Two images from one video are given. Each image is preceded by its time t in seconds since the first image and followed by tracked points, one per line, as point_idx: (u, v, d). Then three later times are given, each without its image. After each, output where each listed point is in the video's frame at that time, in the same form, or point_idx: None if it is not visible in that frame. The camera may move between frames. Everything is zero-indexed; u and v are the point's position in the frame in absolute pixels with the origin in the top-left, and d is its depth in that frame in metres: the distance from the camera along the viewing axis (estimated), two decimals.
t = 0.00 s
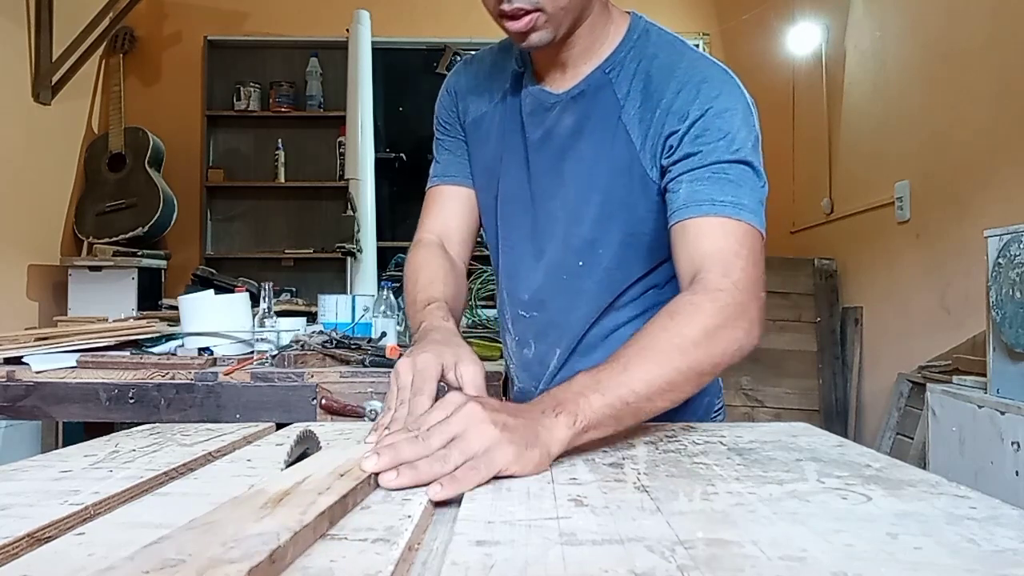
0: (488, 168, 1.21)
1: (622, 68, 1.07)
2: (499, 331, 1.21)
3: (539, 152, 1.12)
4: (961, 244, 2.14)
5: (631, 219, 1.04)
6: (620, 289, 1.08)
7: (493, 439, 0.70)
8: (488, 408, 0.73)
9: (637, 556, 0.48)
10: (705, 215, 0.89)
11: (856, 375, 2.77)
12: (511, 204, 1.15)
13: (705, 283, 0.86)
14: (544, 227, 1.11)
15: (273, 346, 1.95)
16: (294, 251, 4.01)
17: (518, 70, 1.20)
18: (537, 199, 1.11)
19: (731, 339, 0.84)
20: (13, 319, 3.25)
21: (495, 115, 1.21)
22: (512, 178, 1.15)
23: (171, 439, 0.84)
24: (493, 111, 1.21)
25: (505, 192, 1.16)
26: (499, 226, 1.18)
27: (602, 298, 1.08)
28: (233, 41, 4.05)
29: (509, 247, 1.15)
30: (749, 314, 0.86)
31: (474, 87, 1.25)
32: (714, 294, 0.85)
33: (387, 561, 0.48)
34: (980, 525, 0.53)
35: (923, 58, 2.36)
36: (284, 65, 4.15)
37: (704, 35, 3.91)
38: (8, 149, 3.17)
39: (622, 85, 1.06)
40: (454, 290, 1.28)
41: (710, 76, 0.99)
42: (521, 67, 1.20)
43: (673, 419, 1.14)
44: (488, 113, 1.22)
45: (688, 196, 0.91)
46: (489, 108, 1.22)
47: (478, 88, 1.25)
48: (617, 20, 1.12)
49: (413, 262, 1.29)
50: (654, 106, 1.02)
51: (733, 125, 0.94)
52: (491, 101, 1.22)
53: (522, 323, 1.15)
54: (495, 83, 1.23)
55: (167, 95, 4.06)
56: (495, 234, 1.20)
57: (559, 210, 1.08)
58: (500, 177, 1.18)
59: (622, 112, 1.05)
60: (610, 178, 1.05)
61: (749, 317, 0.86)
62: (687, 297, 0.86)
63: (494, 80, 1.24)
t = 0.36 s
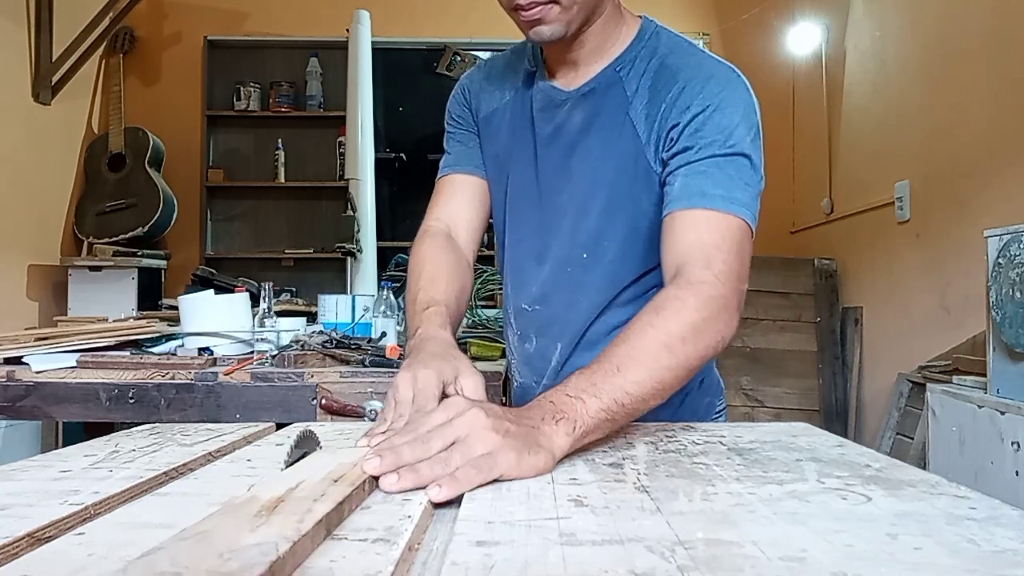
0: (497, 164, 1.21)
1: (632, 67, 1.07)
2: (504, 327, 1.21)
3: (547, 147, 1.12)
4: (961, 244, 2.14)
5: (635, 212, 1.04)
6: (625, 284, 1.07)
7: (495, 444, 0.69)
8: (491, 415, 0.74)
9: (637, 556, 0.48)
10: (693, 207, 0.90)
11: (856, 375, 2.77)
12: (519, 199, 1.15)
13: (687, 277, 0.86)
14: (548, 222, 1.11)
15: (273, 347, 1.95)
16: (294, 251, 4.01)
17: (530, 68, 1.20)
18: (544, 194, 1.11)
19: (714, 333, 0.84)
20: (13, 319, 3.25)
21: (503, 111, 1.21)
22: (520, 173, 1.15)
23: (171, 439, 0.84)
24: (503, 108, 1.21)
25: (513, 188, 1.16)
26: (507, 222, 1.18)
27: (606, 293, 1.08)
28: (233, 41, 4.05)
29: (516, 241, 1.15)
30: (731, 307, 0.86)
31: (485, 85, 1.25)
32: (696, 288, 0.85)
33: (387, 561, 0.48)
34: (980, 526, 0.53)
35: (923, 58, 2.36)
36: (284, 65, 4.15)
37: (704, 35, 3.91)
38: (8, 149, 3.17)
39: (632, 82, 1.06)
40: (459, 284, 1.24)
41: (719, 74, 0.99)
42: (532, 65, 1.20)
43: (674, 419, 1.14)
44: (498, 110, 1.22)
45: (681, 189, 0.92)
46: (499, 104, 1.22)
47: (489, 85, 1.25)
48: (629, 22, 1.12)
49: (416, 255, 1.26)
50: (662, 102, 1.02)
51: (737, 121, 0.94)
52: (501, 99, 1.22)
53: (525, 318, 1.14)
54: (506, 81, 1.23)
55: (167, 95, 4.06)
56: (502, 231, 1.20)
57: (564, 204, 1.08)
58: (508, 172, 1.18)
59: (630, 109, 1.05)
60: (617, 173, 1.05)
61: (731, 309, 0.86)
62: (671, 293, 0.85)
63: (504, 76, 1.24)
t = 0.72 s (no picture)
0: (504, 163, 1.21)
1: (635, 63, 1.07)
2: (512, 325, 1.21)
3: (550, 143, 1.12)
4: (961, 244, 2.14)
5: (636, 204, 1.04)
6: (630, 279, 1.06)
7: (495, 444, 0.70)
8: (490, 417, 0.74)
9: (637, 556, 0.48)
10: (688, 191, 0.90)
11: (856, 375, 2.77)
12: (524, 195, 1.15)
13: (677, 262, 0.86)
14: (551, 216, 1.11)
15: (273, 346, 1.95)
16: (294, 251, 4.01)
17: (537, 69, 1.20)
18: (548, 189, 1.12)
19: (704, 317, 0.84)
20: (13, 319, 3.25)
21: (510, 109, 1.21)
22: (524, 169, 1.16)
23: (171, 439, 0.84)
24: (511, 108, 1.21)
25: (518, 185, 1.17)
26: (513, 218, 1.18)
27: (610, 286, 1.07)
28: (233, 41, 4.05)
29: (522, 237, 1.15)
30: (720, 288, 0.86)
31: (494, 86, 1.26)
32: (685, 271, 0.85)
33: (387, 561, 0.48)
34: (980, 526, 0.53)
35: (923, 58, 2.36)
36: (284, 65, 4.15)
37: (704, 35, 3.91)
38: (8, 148, 3.17)
39: (635, 78, 1.06)
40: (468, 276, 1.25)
41: (721, 66, 0.98)
42: (540, 64, 1.20)
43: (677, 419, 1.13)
44: (505, 110, 1.22)
45: (676, 174, 0.92)
46: (506, 103, 1.22)
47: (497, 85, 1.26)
48: (634, 19, 1.12)
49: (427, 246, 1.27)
50: (663, 95, 1.02)
51: (736, 110, 0.93)
52: (509, 100, 1.22)
53: (531, 313, 1.15)
54: (514, 81, 1.23)
55: (167, 95, 4.06)
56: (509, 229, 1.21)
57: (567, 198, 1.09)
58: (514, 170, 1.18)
59: (633, 103, 1.05)
60: (619, 167, 1.05)
61: (720, 290, 0.86)
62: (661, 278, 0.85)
63: (513, 76, 1.24)
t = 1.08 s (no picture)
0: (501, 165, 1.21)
1: (634, 67, 1.07)
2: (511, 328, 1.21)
3: (548, 146, 1.12)
4: (960, 244, 2.15)
5: (635, 210, 1.04)
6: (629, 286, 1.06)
7: (494, 447, 0.70)
8: (490, 419, 0.74)
9: (637, 556, 0.48)
10: (695, 206, 0.90)
11: (856, 375, 2.77)
12: (521, 199, 1.15)
13: (693, 274, 0.86)
14: (549, 220, 1.11)
15: (273, 347, 1.95)
16: (294, 251, 4.01)
17: (535, 71, 1.20)
18: (545, 193, 1.11)
19: (721, 328, 0.85)
20: (13, 319, 3.25)
21: (508, 111, 1.21)
22: (522, 172, 1.15)
23: (171, 439, 0.84)
24: (509, 109, 1.21)
25: (516, 188, 1.16)
26: (512, 222, 1.18)
27: (609, 291, 1.07)
28: (233, 41, 4.05)
29: (520, 240, 1.15)
30: (738, 302, 0.86)
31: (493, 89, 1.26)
32: (701, 284, 0.85)
33: (387, 561, 0.48)
34: (981, 526, 0.53)
35: (923, 58, 2.36)
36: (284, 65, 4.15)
37: (704, 35, 3.91)
38: (8, 148, 3.17)
39: (634, 83, 1.06)
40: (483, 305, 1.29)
41: (721, 75, 0.98)
42: (538, 67, 1.20)
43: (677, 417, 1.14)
44: (503, 112, 1.22)
45: (685, 189, 0.92)
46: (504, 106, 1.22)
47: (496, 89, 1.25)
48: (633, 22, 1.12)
49: (443, 273, 1.30)
50: (662, 101, 1.01)
51: (737, 119, 0.93)
52: (507, 101, 1.22)
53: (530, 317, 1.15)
54: (513, 83, 1.23)
55: (167, 95, 4.06)
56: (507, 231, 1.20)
57: (565, 202, 1.09)
58: (511, 173, 1.18)
59: (631, 108, 1.05)
60: (617, 171, 1.05)
61: (739, 304, 0.86)
62: (678, 290, 0.86)
63: (512, 79, 1.24)
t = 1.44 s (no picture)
0: (500, 166, 1.20)
1: (639, 68, 1.07)
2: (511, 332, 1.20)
3: (551, 149, 1.11)
4: (961, 244, 2.15)
5: (643, 216, 1.04)
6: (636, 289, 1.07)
7: (496, 447, 0.70)
8: (491, 419, 0.74)
9: (637, 556, 0.48)
10: (706, 218, 0.90)
11: (856, 375, 2.77)
12: (525, 202, 1.14)
13: (700, 287, 0.86)
14: (554, 224, 1.10)
15: (273, 346, 1.95)
16: (294, 251, 4.01)
17: (531, 68, 1.19)
18: (550, 197, 1.11)
19: (724, 340, 0.85)
20: (13, 319, 3.26)
21: (506, 110, 1.19)
22: (524, 175, 1.15)
23: (171, 439, 0.84)
24: (505, 106, 1.20)
25: (518, 190, 1.15)
26: (511, 224, 1.17)
27: (617, 296, 1.08)
28: (233, 41, 4.06)
29: (522, 244, 1.14)
30: (743, 317, 0.86)
31: (485, 81, 1.23)
32: (708, 298, 0.85)
33: (387, 561, 0.48)
34: (981, 526, 0.53)
35: (923, 58, 2.36)
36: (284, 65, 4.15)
37: (703, 35, 3.91)
38: (8, 148, 3.17)
39: (640, 85, 1.06)
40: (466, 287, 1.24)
41: (728, 78, 0.98)
42: (535, 63, 1.18)
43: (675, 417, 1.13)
44: (499, 110, 1.20)
45: (692, 199, 0.92)
46: (501, 104, 1.20)
47: (487, 84, 1.23)
48: (636, 20, 1.11)
49: (421, 259, 1.26)
50: (672, 105, 1.02)
51: (748, 124, 0.94)
52: (502, 98, 1.20)
53: (535, 322, 1.14)
54: (508, 78, 1.21)
55: (167, 95, 4.06)
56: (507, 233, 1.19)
57: (571, 206, 1.08)
58: (513, 175, 1.17)
59: (638, 111, 1.05)
60: (624, 175, 1.05)
61: (744, 319, 0.87)
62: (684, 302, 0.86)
63: (506, 73, 1.22)
